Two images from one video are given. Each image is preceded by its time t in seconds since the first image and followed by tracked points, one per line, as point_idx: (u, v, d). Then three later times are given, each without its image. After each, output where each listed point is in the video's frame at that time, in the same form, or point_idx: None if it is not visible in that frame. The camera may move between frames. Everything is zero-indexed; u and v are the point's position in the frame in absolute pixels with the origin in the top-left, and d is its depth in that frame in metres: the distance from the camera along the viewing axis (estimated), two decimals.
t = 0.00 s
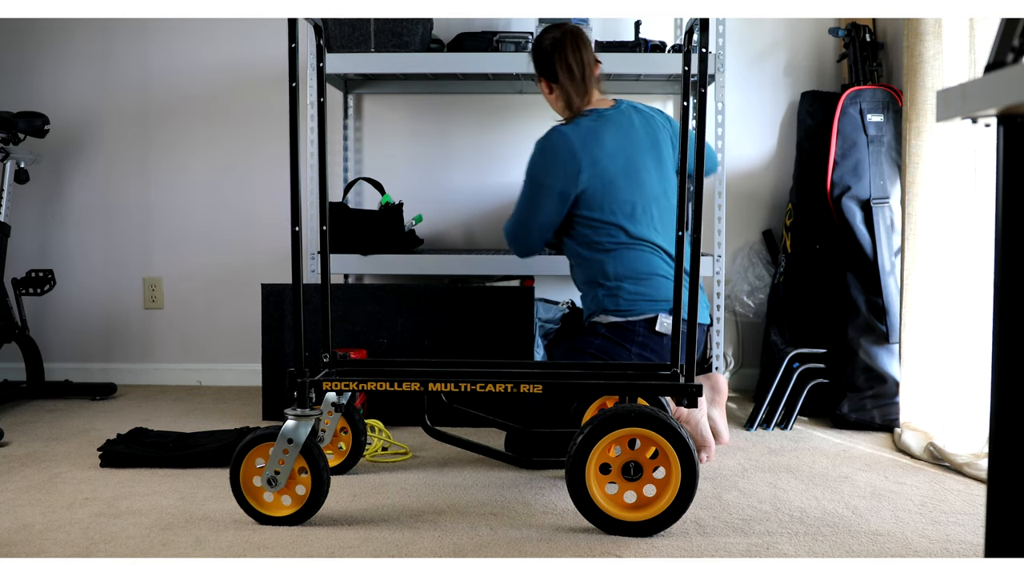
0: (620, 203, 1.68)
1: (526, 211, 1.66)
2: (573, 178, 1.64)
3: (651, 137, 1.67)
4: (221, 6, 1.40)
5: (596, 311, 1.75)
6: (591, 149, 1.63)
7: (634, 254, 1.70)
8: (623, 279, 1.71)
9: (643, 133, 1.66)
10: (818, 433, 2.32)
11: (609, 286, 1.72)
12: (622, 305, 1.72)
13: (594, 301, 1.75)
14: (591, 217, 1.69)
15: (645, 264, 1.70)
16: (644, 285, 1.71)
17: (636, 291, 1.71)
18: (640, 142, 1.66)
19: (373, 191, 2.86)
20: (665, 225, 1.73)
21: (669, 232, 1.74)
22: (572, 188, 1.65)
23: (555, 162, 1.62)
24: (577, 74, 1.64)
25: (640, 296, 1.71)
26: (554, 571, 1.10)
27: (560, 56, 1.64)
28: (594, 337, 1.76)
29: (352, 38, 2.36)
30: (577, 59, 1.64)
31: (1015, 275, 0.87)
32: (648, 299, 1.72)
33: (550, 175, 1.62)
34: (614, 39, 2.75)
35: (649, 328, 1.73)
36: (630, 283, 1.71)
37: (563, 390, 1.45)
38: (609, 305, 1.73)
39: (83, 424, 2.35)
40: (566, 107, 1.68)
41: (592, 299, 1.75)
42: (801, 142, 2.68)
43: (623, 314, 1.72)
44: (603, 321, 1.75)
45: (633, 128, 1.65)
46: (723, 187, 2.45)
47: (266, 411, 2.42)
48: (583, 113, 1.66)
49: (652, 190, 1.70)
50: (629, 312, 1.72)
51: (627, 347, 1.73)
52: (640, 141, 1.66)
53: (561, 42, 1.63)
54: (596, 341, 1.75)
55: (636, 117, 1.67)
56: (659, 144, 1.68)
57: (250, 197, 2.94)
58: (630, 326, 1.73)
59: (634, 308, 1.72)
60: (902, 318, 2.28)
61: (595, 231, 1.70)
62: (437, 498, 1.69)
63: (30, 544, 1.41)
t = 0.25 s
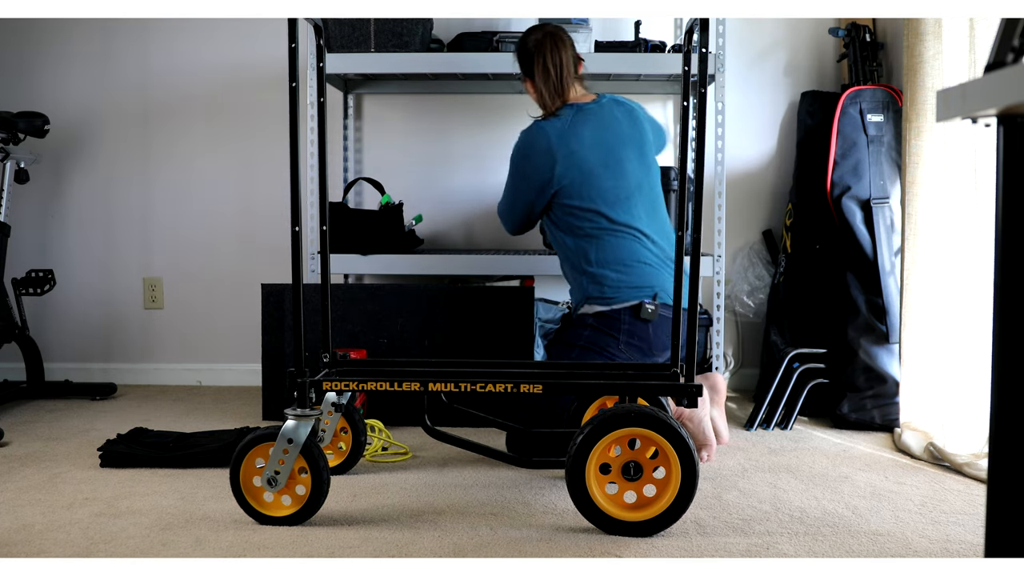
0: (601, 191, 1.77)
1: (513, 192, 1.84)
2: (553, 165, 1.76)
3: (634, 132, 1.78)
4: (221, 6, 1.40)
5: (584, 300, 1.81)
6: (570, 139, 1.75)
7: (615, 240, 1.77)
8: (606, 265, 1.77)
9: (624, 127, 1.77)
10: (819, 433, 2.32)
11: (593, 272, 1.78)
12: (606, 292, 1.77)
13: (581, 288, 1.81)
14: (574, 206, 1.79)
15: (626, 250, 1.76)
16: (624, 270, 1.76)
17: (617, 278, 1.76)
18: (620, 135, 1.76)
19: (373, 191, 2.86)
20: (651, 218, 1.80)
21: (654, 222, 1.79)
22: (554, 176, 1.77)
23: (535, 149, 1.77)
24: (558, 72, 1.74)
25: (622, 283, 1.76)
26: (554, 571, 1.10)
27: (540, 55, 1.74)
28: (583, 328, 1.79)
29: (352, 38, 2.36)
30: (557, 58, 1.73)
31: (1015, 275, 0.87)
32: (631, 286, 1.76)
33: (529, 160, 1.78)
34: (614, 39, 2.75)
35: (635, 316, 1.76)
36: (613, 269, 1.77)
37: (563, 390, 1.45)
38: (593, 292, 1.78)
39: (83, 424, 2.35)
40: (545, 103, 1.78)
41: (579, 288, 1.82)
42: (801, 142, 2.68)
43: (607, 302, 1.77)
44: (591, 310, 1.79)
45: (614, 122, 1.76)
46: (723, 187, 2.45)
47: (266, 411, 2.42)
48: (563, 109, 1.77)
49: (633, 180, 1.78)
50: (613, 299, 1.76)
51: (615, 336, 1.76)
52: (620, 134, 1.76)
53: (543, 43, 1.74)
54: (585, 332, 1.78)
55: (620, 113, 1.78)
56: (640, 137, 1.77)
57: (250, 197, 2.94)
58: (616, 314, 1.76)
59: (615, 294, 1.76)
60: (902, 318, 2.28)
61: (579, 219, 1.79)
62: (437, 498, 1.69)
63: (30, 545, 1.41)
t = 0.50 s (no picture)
0: (597, 186, 1.77)
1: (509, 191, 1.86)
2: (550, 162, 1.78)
3: (626, 129, 1.80)
4: (220, 6, 1.40)
5: (581, 296, 1.81)
6: (566, 136, 1.77)
7: (611, 232, 1.77)
8: (603, 258, 1.77)
9: (617, 124, 1.79)
10: (818, 433, 2.32)
11: (590, 265, 1.78)
12: (604, 284, 1.77)
13: (579, 284, 1.81)
14: (571, 201, 1.80)
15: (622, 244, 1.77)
16: (621, 262, 1.76)
17: (615, 269, 1.76)
18: (614, 132, 1.79)
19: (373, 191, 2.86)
20: (647, 213, 1.81)
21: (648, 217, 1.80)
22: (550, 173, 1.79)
23: (530, 147, 1.78)
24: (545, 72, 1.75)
25: (619, 275, 1.76)
26: (554, 571, 1.10)
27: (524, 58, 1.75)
28: (580, 324, 1.78)
29: (352, 38, 2.36)
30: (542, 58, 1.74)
31: (1015, 274, 0.87)
32: (628, 278, 1.75)
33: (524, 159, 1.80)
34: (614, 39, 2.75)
35: (632, 306, 1.75)
36: (610, 262, 1.77)
37: (563, 390, 1.45)
38: (591, 285, 1.78)
39: (83, 424, 2.35)
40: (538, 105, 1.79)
41: (577, 282, 1.82)
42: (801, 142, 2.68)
43: (604, 294, 1.77)
44: (589, 305, 1.79)
45: (607, 120, 1.79)
46: (723, 187, 2.45)
47: (266, 411, 2.42)
48: (558, 108, 1.78)
49: (628, 175, 1.79)
50: (610, 291, 1.76)
51: (613, 328, 1.75)
52: (612, 131, 1.79)
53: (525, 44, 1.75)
54: (583, 327, 1.78)
55: (612, 112, 1.81)
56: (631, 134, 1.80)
57: (250, 197, 2.94)
58: (613, 306, 1.76)
59: (612, 286, 1.76)
60: (902, 318, 2.28)
61: (575, 215, 1.80)
62: (437, 498, 1.69)
63: (30, 544, 1.41)
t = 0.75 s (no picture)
0: (598, 182, 1.78)
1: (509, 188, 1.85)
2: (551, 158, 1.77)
3: (626, 127, 1.81)
4: (220, 6, 1.40)
5: (580, 292, 1.81)
6: (567, 133, 1.77)
7: (611, 229, 1.78)
8: (602, 254, 1.78)
9: (617, 122, 1.80)
10: (818, 433, 2.32)
11: (590, 261, 1.79)
12: (603, 280, 1.77)
13: (578, 281, 1.82)
14: (571, 198, 1.80)
15: (622, 240, 1.77)
16: (621, 258, 1.76)
17: (614, 265, 1.76)
18: (615, 129, 1.79)
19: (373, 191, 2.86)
20: (646, 211, 1.82)
21: (646, 214, 1.81)
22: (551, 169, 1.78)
23: (531, 144, 1.77)
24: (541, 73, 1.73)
25: (619, 271, 1.76)
26: (554, 571, 1.10)
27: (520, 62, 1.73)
28: (579, 322, 1.78)
29: (352, 38, 2.36)
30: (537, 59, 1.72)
31: (1015, 274, 0.87)
32: (628, 274, 1.76)
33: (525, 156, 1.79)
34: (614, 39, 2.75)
35: (631, 301, 1.75)
36: (609, 258, 1.77)
37: (563, 390, 1.45)
38: (590, 282, 1.79)
39: (83, 424, 2.35)
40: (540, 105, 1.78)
41: (577, 278, 1.82)
42: (801, 142, 2.68)
43: (604, 290, 1.77)
44: (587, 301, 1.79)
45: (608, 117, 1.79)
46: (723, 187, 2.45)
47: (266, 411, 2.42)
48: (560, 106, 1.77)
49: (627, 172, 1.80)
50: (609, 287, 1.77)
51: (612, 324, 1.75)
52: (612, 128, 1.79)
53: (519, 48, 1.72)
54: (582, 325, 1.77)
55: (613, 109, 1.81)
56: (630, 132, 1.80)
57: (250, 197, 2.94)
58: (612, 302, 1.76)
59: (612, 282, 1.77)
60: (902, 318, 2.28)
61: (575, 211, 1.80)
62: (437, 498, 1.69)
63: (30, 545, 1.41)
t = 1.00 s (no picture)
0: (610, 183, 1.71)
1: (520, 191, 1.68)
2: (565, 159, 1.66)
3: (637, 126, 1.73)
4: (220, 6, 1.39)
5: (586, 291, 1.80)
6: (583, 133, 1.66)
7: (620, 230, 1.74)
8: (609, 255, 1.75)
9: (629, 119, 1.71)
10: (818, 433, 2.32)
11: (597, 262, 1.76)
12: (610, 280, 1.76)
13: (583, 280, 1.80)
14: (580, 199, 1.73)
15: (630, 241, 1.74)
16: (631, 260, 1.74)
17: (622, 266, 1.74)
18: (627, 126, 1.70)
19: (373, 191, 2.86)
20: (652, 208, 1.78)
21: (652, 212, 1.78)
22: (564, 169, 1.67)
23: (546, 143, 1.65)
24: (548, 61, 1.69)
25: (626, 272, 1.75)
26: (554, 571, 1.10)
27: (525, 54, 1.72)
28: (584, 321, 1.78)
29: (352, 38, 2.36)
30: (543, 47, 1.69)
31: (1015, 274, 0.87)
32: (635, 275, 1.75)
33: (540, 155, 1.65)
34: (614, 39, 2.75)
35: (637, 303, 1.75)
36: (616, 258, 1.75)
37: (563, 390, 1.45)
38: (596, 281, 1.77)
39: (83, 424, 2.35)
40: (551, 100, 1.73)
41: (581, 277, 1.80)
42: (801, 142, 2.68)
43: (610, 290, 1.76)
44: (592, 301, 1.79)
45: (620, 113, 1.70)
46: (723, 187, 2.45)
47: (266, 411, 2.42)
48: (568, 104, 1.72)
49: (637, 172, 1.74)
50: (616, 287, 1.76)
51: (617, 324, 1.76)
52: (626, 128, 1.70)
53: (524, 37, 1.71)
54: (587, 325, 1.78)
55: (624, 106, 1.72)
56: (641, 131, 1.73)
57: (250, 197, 2.94)
58: (618, 303, 1.76)
59: (619, 282, 1.75)
60: (902, 318, 2.28)
61: (584, 211, 1.74)
62: (437, 498, 1.69)
63: (30, 545, 1.41)
